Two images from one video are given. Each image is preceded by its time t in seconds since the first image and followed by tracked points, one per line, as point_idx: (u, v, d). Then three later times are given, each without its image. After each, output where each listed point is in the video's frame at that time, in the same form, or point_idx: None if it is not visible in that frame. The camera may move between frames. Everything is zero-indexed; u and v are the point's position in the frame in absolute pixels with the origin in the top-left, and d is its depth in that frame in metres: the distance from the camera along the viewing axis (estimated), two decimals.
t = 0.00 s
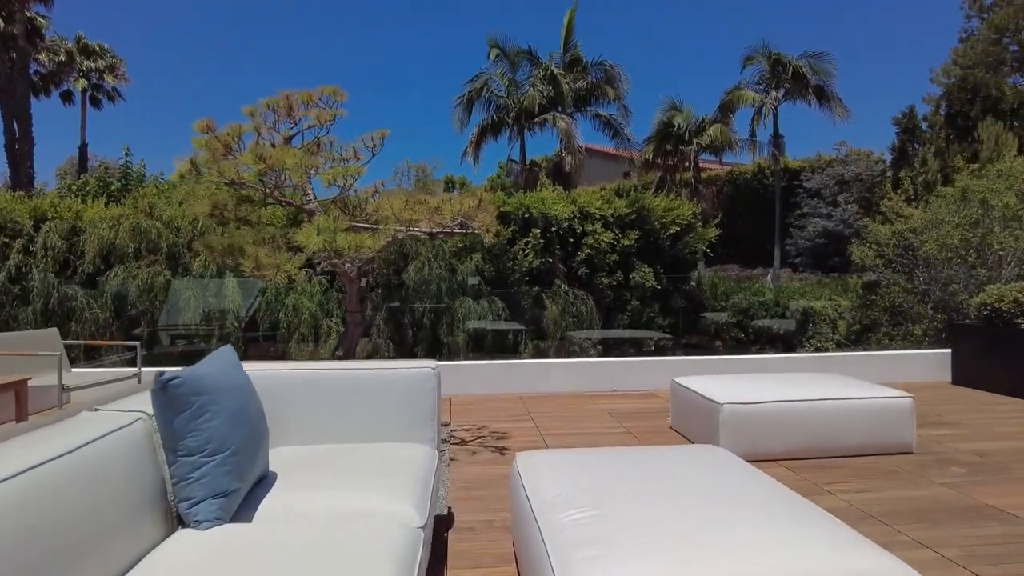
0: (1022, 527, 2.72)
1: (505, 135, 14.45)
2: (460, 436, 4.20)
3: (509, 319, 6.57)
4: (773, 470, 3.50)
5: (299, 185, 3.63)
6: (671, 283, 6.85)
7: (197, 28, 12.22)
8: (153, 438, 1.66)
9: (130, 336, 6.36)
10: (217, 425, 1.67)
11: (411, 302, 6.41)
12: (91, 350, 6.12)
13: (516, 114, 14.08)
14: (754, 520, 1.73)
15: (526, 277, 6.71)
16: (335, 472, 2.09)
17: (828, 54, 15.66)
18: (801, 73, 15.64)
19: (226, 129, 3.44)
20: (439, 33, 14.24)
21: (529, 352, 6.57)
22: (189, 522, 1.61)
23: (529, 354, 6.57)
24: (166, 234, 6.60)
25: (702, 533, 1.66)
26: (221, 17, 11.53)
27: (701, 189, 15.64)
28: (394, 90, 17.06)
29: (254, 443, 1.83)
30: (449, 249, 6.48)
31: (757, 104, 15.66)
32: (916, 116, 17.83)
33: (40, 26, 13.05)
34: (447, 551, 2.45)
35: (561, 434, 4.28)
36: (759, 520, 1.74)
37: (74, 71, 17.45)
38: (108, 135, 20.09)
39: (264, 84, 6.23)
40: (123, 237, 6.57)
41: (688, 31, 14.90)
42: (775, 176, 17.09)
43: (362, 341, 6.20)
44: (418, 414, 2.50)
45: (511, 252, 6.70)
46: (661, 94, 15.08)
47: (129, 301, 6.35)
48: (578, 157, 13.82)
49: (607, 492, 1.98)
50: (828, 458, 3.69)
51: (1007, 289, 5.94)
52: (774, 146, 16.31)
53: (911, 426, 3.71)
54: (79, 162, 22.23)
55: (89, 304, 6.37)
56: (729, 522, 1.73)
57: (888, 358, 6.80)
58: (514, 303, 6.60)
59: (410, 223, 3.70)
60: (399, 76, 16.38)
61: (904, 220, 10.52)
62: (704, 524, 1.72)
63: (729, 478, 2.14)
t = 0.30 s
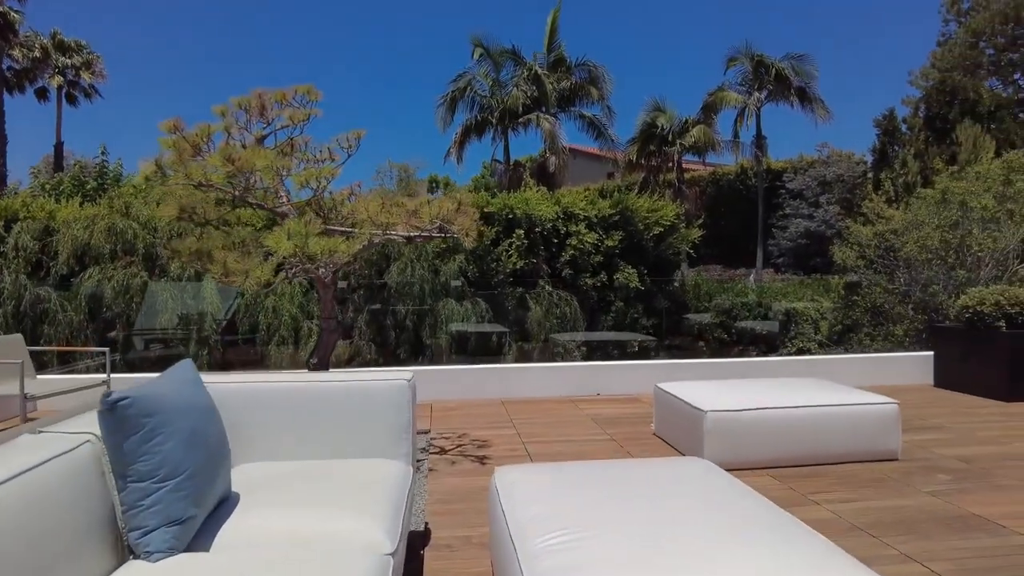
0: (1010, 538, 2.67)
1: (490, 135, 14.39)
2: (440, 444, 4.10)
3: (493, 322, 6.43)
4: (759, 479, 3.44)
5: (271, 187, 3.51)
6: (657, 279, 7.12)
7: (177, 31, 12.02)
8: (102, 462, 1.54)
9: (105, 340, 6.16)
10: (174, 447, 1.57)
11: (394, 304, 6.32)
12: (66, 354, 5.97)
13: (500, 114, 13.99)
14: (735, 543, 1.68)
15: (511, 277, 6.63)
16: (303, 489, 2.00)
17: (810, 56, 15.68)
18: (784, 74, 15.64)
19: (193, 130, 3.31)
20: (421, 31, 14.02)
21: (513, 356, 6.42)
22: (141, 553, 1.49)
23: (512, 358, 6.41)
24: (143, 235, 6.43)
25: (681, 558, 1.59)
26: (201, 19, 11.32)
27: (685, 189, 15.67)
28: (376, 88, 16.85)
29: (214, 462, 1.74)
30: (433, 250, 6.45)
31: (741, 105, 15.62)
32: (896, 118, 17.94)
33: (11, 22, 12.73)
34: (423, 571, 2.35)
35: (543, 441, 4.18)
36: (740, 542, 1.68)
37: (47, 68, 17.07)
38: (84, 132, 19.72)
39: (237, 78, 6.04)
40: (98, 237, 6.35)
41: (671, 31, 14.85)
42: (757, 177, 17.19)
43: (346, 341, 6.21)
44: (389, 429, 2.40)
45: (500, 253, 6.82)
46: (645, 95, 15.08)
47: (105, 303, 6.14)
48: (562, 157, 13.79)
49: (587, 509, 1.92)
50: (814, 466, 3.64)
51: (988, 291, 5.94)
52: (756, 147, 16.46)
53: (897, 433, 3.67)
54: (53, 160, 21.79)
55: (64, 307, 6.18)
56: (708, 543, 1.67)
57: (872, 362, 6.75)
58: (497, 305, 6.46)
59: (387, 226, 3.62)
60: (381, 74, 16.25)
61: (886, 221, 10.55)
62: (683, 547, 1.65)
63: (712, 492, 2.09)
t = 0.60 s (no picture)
0: (995, 546, 2.64)
1: (472, 135, 14.27)
2: (419, 450, 4.01)
3: (475, 323, 6.24)
4: (742, 485, 3.39)
5: (241, 187, 3.40)
6: (639, 278, 7.39)
7: (154, 30, 11.74)
8: (43, 486, 1.42)
9: (77, 343, 5.94)
10: (122, 467, 1.46)
11: (374, 306, 6.15)
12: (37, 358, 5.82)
13: (482, 114, 13.88)
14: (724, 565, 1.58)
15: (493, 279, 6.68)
16: (269, 506, 1.90)
17: (790, 58, 15.79)
18: (765, 76, 15.72)
19: (159, 127, 3.17)
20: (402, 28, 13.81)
21: (495, 359, 6.24)
22: None
23: (494, 361, 6.23)
24: (118, 235, 6.32)
25: None
26: (179, 17, 11.06)
27: (666, 190, 15.70)
28: (357, 88, 16.64)
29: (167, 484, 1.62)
30: (414, 250, 6.46)
31: (722, 106, 15.67)
32: (874, 120, 17.59)
33: None
34: None
35: (524, 446, 4.10)
36: (727, 565, 1.59)
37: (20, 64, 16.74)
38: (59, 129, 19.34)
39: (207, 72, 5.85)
40: (71, 237, 6.27)
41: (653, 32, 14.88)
42: (738, 178, 17.32)
43: (325, 343, 6.09)
44: (362, 440, 2.33)
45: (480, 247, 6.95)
46: (627, 96, 15.13)
47: (78, 304, 5.92)
48: (545, 157, 13.72)
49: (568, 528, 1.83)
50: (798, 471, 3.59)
51: (969, 293, 5.96)
52: (737, 148, 16.56)
53: (880, 438, 3.63)
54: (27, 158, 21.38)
55: (33, 308, 5.93)
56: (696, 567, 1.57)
57: (854, 364, 6.72)
58: (479, 305, 6.25)
59: (362, 227, 3.48)
60: (362, 72, 16.11)
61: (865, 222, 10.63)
62: (669, 572, 1.55)
63: (703, 508, 1.99)
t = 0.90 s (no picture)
0: (981, 551, 2.61)
1: (453, 135, 14.35)
2: (395, 457, 3.91)
3: (456, 323, 6.11)
4: (725, 490, 3.32)
5: (209, 185, 3.27)
6: (620, 279, 7.44)
7: (130, 28, 11.45)
8: None
9: (46, 346, 5.73)
10: (60, 488, 1.35)
11: (353, 309, 6.00)
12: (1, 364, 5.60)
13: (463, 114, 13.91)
14: None
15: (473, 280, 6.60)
16: (238, 521, 1.80)
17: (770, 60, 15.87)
18: (746, 77, 15.74)
19: (121, 122, 3.04)
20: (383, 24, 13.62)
21: (476, 360, 6.13)
22: None
23: (476, 363, 6.12)
24: (89, 235, 6.17)
25: None
26: (155, 15, 10.80)
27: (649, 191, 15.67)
28: (337, 86, 16.40)
29: (114, 506, 1.49)
30: (395, 251, 6.38)
31: (704, 107, 15.70)
32: (853, 121, 17.72)
33: None
34: None
35: (503, 451, 4.01)
36: None
37: None
38: (29, 126, 18.83)
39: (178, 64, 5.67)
40: (40, 237, 6.12)
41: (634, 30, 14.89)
42: (719, 179, 17.40)
43: (303, 345, 5.96)
44: (333, 450, 2.23)
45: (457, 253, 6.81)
46: (609, 97, 15.15)
47: (47, 307, 5.70)
48: (527, 157, 13.65)
49: (552, 541, 1.77)
50: (781, 475, 3.53)
51: (949, 294, 5.97)
52: (719, 149, 16.59)
53: (864, 440, 3.59)
54: None
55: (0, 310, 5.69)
56: None
57: (835, 364, 6.71)
58: (460, 306, 6.12)
59: (334, 227, 3.42)
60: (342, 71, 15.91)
61: (845, 222, 10.70)
62: None
63: (685, 514, 1.95)
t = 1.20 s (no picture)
0: (965, 557, 2.57)
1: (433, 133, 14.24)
2: (368, 463, 3.81)
3: (435, 324, 5.99)
4: (706, 495, 3.26)
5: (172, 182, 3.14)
6: (600, 280, 7.47)
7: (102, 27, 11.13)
8: None
9: (10, 349, 5.52)
10: None
11: (331, 310, 5.85)
12: None
13: (443, 113, 13.87)
14: None
15: (452, 280, 6.55)
16: (191, 544, 1.67)
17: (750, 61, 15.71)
18: (724, 79, 15.77)
19: (76, 115, 2.89)
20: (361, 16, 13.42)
21: (456, 362, 6.00)
22: None
23: (455, 365, 5.99)
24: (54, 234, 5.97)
25: None
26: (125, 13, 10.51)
27: (628, 192, 15.69)
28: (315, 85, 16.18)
29: (44, 541, 1.36)
30: (372, 251, 6.29)
31: (682, 108, 15.74)
32: (830, 124, 17.60)
33: None
34: None
35: (479, 456, 3.91)
36: None
37: None
38: None
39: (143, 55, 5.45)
40: (4, 237, 5.92)
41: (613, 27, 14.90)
42: (698, 180, 17.49)
43: (278, 346, 5.81)
44: (298, 461, 2.11)
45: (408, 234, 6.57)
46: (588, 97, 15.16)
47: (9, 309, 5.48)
48: (507, 157, 13.64)
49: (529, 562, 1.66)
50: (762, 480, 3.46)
51: (926, 294, 5.99)
52: (697, 151, 16.63)
53: (845, 443, 3.55)
54: None
55: None
56: None
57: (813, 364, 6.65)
58: (439, 307, 5.99)
59: (302, 226, 3.29)
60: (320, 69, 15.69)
61: (821, 223, 10.79)
62: None
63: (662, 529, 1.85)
